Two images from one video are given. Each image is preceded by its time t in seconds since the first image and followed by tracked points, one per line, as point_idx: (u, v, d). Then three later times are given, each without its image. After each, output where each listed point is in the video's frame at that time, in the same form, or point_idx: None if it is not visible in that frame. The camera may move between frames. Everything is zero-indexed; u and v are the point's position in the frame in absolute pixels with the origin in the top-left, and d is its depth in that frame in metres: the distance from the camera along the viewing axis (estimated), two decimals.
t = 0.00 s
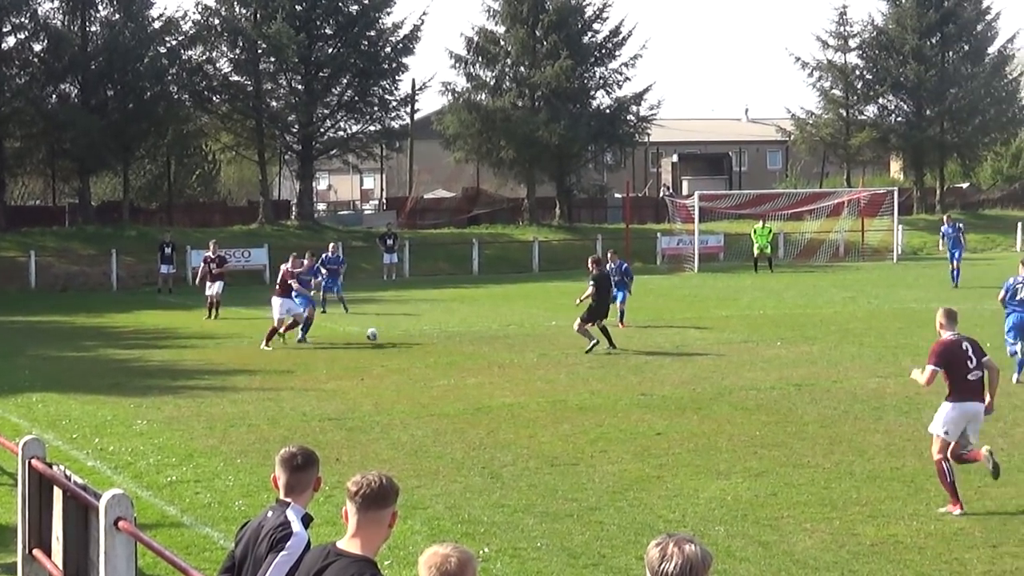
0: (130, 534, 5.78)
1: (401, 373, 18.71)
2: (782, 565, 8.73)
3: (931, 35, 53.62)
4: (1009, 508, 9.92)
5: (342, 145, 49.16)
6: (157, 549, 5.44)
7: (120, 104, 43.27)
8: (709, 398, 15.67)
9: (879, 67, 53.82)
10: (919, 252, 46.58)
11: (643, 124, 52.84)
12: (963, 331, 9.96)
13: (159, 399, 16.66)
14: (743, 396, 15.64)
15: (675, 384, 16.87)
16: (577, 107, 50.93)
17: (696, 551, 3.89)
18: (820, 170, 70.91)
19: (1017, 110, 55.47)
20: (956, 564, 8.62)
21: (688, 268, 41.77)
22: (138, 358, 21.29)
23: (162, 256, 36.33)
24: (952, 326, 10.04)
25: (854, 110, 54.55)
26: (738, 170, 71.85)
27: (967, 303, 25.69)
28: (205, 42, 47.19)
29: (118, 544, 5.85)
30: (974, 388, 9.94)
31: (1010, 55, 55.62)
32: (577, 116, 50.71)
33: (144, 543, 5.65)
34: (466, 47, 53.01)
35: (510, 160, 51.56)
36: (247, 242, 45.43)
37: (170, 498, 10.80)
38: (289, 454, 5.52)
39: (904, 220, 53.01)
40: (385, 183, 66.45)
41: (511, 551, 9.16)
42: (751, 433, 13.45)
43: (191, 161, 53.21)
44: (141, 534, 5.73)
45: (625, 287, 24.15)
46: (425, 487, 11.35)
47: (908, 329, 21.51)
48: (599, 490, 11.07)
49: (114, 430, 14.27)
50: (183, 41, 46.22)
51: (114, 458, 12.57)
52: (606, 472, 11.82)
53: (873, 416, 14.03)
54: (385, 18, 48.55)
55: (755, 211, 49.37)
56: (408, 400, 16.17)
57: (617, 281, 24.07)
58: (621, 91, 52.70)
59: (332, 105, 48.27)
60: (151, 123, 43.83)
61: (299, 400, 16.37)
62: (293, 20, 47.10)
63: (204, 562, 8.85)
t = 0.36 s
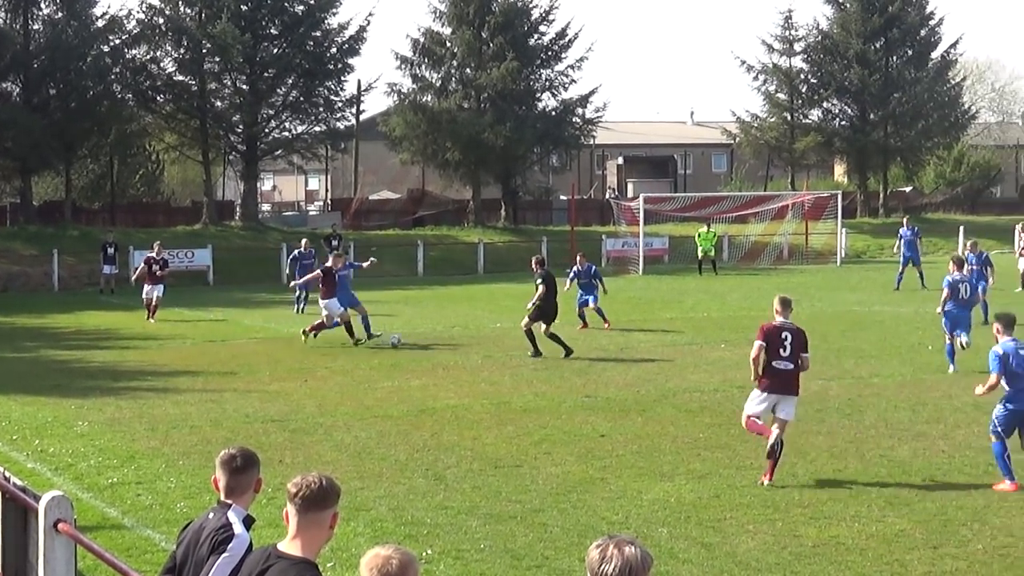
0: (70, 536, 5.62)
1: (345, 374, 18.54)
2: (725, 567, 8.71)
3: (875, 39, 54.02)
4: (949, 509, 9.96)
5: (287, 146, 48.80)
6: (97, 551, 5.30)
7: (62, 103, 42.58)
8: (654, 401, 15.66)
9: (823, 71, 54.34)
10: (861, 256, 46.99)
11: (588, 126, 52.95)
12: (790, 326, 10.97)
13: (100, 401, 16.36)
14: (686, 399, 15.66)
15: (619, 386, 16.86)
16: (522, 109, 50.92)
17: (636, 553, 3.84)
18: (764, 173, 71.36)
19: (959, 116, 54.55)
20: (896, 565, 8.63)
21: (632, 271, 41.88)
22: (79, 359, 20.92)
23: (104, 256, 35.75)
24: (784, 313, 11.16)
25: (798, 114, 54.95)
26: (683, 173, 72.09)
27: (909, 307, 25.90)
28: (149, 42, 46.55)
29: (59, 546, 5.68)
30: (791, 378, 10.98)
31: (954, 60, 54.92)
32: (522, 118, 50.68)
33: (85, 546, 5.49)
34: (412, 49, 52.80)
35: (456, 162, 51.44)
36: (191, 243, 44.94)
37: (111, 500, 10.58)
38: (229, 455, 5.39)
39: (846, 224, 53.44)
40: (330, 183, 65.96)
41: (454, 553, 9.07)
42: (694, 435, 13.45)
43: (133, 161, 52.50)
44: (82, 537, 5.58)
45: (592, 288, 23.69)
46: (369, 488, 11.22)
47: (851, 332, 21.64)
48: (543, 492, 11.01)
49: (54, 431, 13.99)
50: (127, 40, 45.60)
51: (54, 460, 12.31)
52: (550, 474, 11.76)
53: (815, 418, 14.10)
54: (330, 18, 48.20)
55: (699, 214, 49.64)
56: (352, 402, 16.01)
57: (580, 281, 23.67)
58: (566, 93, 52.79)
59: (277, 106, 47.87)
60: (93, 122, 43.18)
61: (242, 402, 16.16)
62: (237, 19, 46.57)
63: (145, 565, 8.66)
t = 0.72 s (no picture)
0: (2, 542, 5.41)
1: (281, 377, 18.30)
2: (663, 566, 8.67)
3: (808, 39, 54.60)
4: (885, 507, 10.01)
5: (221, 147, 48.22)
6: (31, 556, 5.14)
7: None
8: (590, 401, 15.63)
9: (757, 71, 54.79)
10: (796, 255, 47.42)
11: (524, 127, 52.96)
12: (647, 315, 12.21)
13: (32, 405, 15.96)
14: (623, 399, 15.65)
15: (556, 386, 16.81)
16: (458, 110, 50.74)
17: (569, 554, 3.84)
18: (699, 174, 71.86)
19: (893, 115, 55.30)
20: (832, 563, 8.63)
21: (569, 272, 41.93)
22: (10, 363, 20.43)
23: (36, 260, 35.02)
24: (645, 307, 12.64)
25: (732, 114, 55.34)
26: (618, 174, 72.35)
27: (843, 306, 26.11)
28: (81, 43, 45.66)
29: None
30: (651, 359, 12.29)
31: (887, 60, 55.96)
32: (457, 119, 50.53)
33: (18, 552, 5.27)
34: (346, 50, 52.45)
35: (391, 164, 51.16)
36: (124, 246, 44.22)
37: (44, 505, 10.28)
38: (158, 456, 5.21)
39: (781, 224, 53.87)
40: (265, 185, 65.25)
41: (391, 555, 8.94)
42: (630, 434, 13.43)
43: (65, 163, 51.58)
44: (13, 542, 5.35)
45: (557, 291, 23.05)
46: (306, 490, 11.05)
47: (786, 331, 21.76)
48: (480, 493, 10.92)
49: None
50: (58, 42, 44.74)
51: None
52: (487, 475, 11.67)
53: (752, 417, 14.13)
54: (264, 19, 47.75)
55: (635, 215, 49.85)
56: (288, 404, 15.80)
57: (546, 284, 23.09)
58: (501, 94, 52.77)
59: (211, 107, 47.28)
60: (24, 125, 42.32)
61: (178, 404, 15.87)
62: (170, 21, 45.90)
63: (79, 570, 8.42)
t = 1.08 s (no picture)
0: None
1: (222, 375, 18.07)
2: (605, 562, 8.65)
3: (748, 36, 54.95)
4: (825, 501, 10.07)
5: (161, 145, 47.56)
6: None
7: None
8: (532, 398, 15.59)
9: (698, 68, 55.11)
10: (736, 251, 47.77)
11: (465, 124, 52.84)
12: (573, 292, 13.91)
13: None
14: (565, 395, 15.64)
15: (499, 383, 16.76)
16: (398, 107, 50.51)
17: (506, 550, 3.87)
18: (641, 170, 72.14)
19: (833, 112, 55.83)
20: (772, 557, 8.67)
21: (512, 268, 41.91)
22: None
23: None
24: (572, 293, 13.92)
25: (673, 111, 55.69)
26: (560, 170, 72.39)
27: (783, 302, 26.30)
28: (17, 40, 44.68)
29: None
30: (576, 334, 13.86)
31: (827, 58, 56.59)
32: (398, 116, 50.31)
33: None
34: (286, 47, 51.96)
35: (332, 161, 50.79)
36: (60, 244, 43.46)
37: None
38: (95, 455, 5.10)
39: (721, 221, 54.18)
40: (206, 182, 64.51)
41: (333, 553, 8.83)
42: (572, 431, 13.41)
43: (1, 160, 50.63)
44: None
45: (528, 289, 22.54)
46: (246, 489, 10.90)
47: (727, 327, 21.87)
48: (422, 490, 10.84)
49: None
50: None
51: None
52: (429, 472, 11.58)
53: (693, 414, 14.16)
54: (204, 16, 47.26)
55: (576, 212, 49.94)
56: (229, 402, 15.59)
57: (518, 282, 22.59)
58: (442, 91, 52.62)
59: (151, 104, 46.62)
60: None
61: (117, 403, 15.60)
62: (109, 17, 45.20)
63: (17, 570, 8.22)
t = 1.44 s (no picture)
0: None
1: (168, 375, 17.82)
2: (553, 560, 8.60)
3: (694, 35, 55.19)
4: (773, 498, 10.09)
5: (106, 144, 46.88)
6: None
7: None
8: (480, 396, 15.51)
9: (645, 66, 55.30)
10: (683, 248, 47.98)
11: (412, 123, 52.62)
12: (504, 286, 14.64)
13: None
14: (514, 393, 15.58)
15: (447, 382, 16.66)
16: (345, 105, 50.20)
17: (454, 548, 3.81)
18: (588, 169, 72.27)
19: (779, 110, 56.17)
20: (720, 554, 8.67)
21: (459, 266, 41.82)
22: None
23: None
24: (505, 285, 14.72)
25: (620, 109, 55.82)
26: (508, 169, 72.32)
27: (730, 300, 26.41)
28: None
29: None
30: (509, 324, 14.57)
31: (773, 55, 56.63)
32: (345, 114, 49.99)
33: None
34: (232, 45, 51.42)
35: (279, 160, 50.38)
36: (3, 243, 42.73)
37: None
38: (43, 458, 5.00)
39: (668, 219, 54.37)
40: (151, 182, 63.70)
41: (281, 553, 8.71)
42: (521, 429, 13.36)
43: None
44: None
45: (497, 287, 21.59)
46: (194, 489, 10.73)
47: (675, 325, 21.91)
48: (370, 489, 10.73)
49: None
50: None
51: None
52: (377, 471, 11.47)
53: (641, 411, 14.15)
54: (149, 14, 46.69)
55: (524, 210, 49.92)
56: (176, 402, 15.38)
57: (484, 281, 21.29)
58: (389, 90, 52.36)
59: (96, 103, 45.96)
60: None
61: (62, 404, 15.32)
62: (53, 16, 44.50)
63: None
